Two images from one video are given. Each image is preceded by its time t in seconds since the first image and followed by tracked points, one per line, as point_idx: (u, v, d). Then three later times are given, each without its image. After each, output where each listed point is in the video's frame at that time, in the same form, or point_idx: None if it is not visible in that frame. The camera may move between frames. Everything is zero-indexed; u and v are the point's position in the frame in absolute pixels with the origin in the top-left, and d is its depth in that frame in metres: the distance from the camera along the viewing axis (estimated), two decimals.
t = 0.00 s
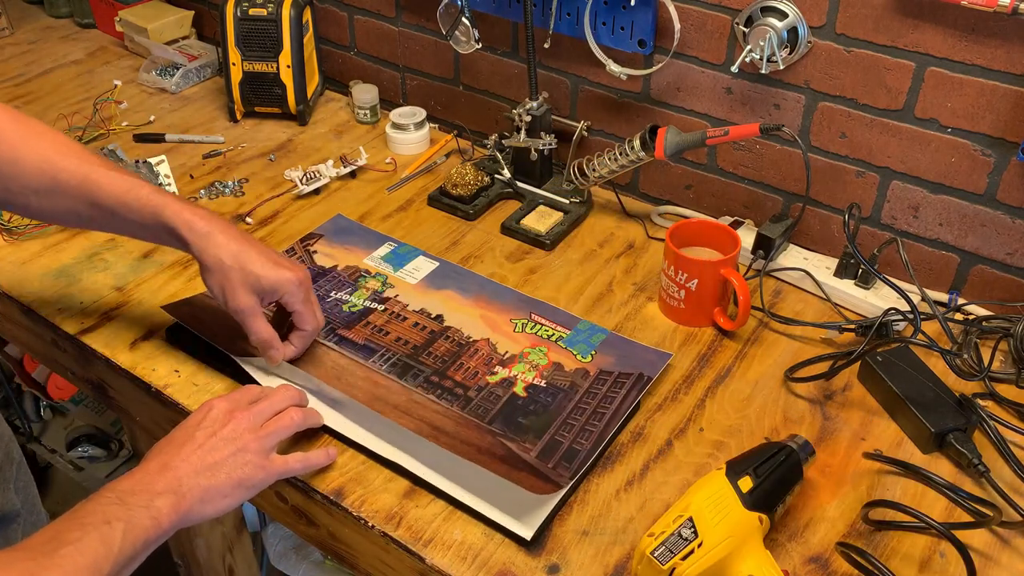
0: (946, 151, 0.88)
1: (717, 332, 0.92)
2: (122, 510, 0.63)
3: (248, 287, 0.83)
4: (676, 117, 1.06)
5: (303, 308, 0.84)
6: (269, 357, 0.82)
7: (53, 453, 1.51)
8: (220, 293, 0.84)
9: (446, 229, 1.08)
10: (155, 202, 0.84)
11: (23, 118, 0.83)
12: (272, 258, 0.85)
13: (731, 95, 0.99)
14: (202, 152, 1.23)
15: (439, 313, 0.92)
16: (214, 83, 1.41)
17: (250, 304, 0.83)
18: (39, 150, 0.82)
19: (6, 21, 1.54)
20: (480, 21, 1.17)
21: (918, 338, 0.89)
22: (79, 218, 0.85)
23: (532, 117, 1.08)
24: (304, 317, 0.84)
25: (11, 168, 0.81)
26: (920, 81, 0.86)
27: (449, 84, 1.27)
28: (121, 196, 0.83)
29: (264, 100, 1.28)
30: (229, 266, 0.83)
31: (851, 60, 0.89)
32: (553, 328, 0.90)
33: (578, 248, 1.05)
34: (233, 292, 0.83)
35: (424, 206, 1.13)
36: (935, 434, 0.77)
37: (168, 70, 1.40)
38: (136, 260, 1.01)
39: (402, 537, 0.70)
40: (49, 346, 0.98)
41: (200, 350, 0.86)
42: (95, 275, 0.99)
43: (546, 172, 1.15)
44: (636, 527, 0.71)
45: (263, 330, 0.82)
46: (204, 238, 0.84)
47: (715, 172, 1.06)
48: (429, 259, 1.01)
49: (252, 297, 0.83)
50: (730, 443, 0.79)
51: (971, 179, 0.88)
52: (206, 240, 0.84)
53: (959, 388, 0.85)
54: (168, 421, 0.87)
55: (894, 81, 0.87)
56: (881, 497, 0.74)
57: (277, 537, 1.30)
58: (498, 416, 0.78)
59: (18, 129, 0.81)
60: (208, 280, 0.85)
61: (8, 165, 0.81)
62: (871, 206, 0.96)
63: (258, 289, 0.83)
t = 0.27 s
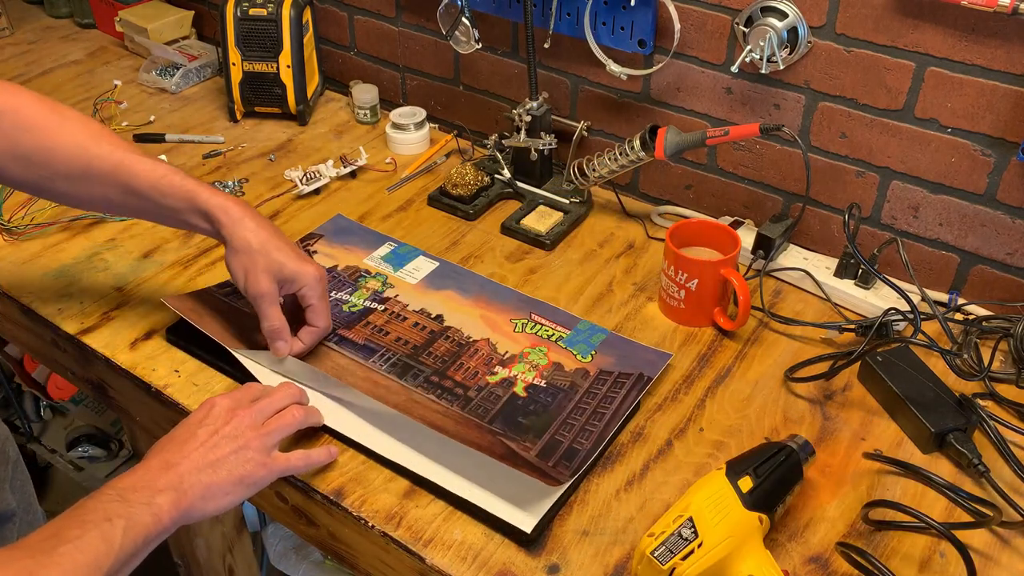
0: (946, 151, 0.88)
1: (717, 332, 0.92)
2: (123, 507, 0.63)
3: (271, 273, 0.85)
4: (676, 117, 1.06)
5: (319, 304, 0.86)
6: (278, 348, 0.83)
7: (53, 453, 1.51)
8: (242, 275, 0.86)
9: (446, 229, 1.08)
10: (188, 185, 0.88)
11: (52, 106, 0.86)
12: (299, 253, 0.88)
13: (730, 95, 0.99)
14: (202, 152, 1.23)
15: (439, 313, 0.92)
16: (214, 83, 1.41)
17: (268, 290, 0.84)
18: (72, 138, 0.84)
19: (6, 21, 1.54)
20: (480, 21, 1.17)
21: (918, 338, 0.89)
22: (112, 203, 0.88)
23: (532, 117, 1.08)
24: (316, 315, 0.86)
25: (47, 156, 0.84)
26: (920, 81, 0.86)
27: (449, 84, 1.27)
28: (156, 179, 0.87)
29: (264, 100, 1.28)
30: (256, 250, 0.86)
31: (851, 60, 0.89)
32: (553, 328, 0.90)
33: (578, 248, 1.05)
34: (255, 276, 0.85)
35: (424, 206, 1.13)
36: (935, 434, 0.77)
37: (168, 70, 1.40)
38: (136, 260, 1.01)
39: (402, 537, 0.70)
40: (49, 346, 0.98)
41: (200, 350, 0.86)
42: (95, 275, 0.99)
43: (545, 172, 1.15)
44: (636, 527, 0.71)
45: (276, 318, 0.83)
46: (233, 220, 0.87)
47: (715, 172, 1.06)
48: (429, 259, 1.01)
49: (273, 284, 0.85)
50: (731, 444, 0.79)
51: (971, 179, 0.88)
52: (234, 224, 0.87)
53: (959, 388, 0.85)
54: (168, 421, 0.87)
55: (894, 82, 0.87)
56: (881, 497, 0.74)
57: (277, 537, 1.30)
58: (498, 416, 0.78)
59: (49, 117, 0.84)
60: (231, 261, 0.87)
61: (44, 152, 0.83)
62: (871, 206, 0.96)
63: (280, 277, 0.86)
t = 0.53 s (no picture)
0: (945, 151, 0.88)
1: (717, 332, 0.92)
2: (110, 489, 0.65)
3: (283, 269, 0.86)
4: (676, 117, 1.06)
5: (325, 304, 0.87)
6: (279, 344, 0.83)
7: (53, 453, 1.50)
8: (254, 269, 0.87)
9: (446, 229, 1.08)
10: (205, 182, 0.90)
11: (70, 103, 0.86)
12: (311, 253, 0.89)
13: (731, 95, 0.99)
14: (202, 152, 1.23)
15: (439, 313, 0.92)
16: (214, 83, 1.41)
17: (278, 284, 0.85)
18: (91, 134, 0.85)
19: (6, 21, 1.54)
20: (480, 21, 1.17)
21: (918, 338, 0.89)
22: (129, 199, 0.89)
23: (532, 117, 1.08)
24: (321, 315, 0.86)
25: (65, 152, 0.84)
26: (920, 81, 0.86)
27: (449, 84, 1.27)
28: (174, 177, 0.89)
29: (264, 100, 1.28)
30: (270, 244, 0.87)
31: (851, 60, 0.89)
32: (553, 328, 0.90)
33: (578, 248, 1.05)
34: (267, 270, 0.86)
35: (424, 206, 1.13)
36: (935, 434, 0.77)
37: (168, 70, 1.40)
38: (136, 260, 1.01)
39: (402, 537, 0.70)
40: (49, 346, 0.98)
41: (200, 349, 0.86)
42: (95, 275, 0.99)
43: (545, 172, 1.15)
44: (636, 527, 0.71)
45: (282, 313, 0.83)
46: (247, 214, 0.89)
47: (715, 172, 1.06)
48: (429, 259, 1.01)
49: (283, 279, 0.86)
50: (730, 443, 0.79)
51: (971, 179, 0.88)
52: (250, 219, 0.89)
53: (959, 388, 0.85)
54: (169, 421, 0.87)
55: (894, 82, 0.87)
56: (881, 497, 0.74)
57: (277, 537, 1.30)
58: (498, 416, 0.78)
59: (68, 114, 0.85)
60: (244, 255, 0.88)
61: (62, 148, 0.84)
62: (871, 206, 0.96)
63: (291, 274, 0.87)
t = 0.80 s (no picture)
0: (945, 151, 0.88)
1: (717, 332, 0.92)
2: (100, 474, 0.65)
3: (285, 269, 0.86)
4: (676, 117, 1.06)
5: (326, 305, 0.87)
6: (279, 344, 0.83)
7: (53, 453, 1.50)
8: (255, 268, 0.87)
9: (446, 229, 1.08)
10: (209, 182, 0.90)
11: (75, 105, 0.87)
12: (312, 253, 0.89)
13: (731, 95, 0.99)
14: (202, 152, 1.23)
15: (439, 313, 0.92)
16: (214, 83, 1.41)
17: (280, 284, 0.85)
18: (95, 134, 0.86)
19: (6, 21, 1.54)
20: (480, 21, 1.17)
21: (917, 338, 0.89)
22: (134, 199, 0.89)
23: (532, 117, 1.08)
24: (321, 315, 0.86)
25: (70, 153, 0.85)
26: (920, 81, 0.86)
27: (449, 84, 1.27)
28: (177, 176, 0.89)
29: (264, 100, 1.28)
30: (272, 244, 0.87)
31: (851, 60, 0.89)
32: (553, 328, 0.90)
33: (578, 248, 1.05)
34: (268, 269, 0.86)
35: (424, 206, 1.13)
36: (935, 434, 0.77)
37: (168, 70, 1.40)
38: (137, 260, 1.01)
39: (402, 537, 0.70)
40: (49, 346, 0.98)
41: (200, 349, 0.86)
42: (95, 275, 0.99)
43: (545, 172, 1.15)
44: (636, 527, 0.71)
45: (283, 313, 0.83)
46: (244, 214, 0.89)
47: (715, 172, 1.06)
48: (429, 259, 1.01)
49: (285, 279, 0.86)
50: (730, 444, 0.79)
51: (971, 179, 0.88)
52: (252, 218, 0.88)
53: (959, 388, 0.85)
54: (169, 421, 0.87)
55: (894, 82, 0.87)
56: (881, 497, 0.74)
57: (277, 537, 1.30)
58: (498, 416, 0.78)
59: (74, 114, 0.85)
60: (246, 253, 0.88)
61: (67, 149, 0.84)
62: (871, 206, 0.96)
63: (292, 273, 0.86)
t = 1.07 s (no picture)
0: (945, 151, 0.88)
1: (717, 332, 0.92)
2: (97, 470, 0.65)
3: (266, 271, 0.86)
4: (676, 117, 1.06)
5: (313, 301, 0.87)
6: (271, 346, 0.82)
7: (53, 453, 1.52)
8: (238, 274, 0.87)
9: (446, 229, 1.08)
10: (184, 187, 0.90)
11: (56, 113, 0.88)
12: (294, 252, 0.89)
13: (731, 95, 0.99)
14: (202, 152, 1.23)
15: (439, 313, 0.92)
16: (214, 83, 1.42)
17: (263, 286, 0.85)
18: (73, 142, 0.86)
19: (6, 21, 1.54)
20: (480, 21, 1.17)
21: (917, 338, 0.89)
22: (112, 207, 0.89)
23: (532, 117, 1.08)
24: (311, 312, 0.86)
25: (48, 161, 0.85)
26: (920, 81, 0.86)
27: (449, 84, 1.27)
28: (153, 183, 0.89)
29: (264, 99, 1.28)
30: (252, 247, 0.87)
31: (851, 60, 0.89)
32: (553, 328, 0.90)
33: (578, 248, 1.05)
34: (251, 273, 0.86)
35: (424, 206, 1.13)
36: (935, 434, 0.77)
37: (168, 70, 1.40)
38: (137, 260, 1.01)
39: (402, 537, 0.70)
40: (50, 346, 0.98)
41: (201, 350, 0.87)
42: (95, 275, 0.99)
43: (546, 172, 1.15)
44: (636, 527, 0.71)
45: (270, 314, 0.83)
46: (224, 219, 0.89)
47: (715, 172, 1.06)
48: (429, 259, 1.01)
49: (268, 280, 0.86)
50: (730, 444, 0.79)
51: (971, 179, 0.88)
52: (229, 222, 0.89)
53: (959, 388, 0.85)
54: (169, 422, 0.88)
55: (894, 82, 0.87)
56: (881, 497, 0.74)
57: (277, 537, 1.30)
58: (498, 416, 0.78)
59: (52, 123, 0.86)
60: (227, 259, 0.88)
61: (45, 157, 0.85)
62: (871, 206, 0.96)
63: (276, 274, 0.87)
